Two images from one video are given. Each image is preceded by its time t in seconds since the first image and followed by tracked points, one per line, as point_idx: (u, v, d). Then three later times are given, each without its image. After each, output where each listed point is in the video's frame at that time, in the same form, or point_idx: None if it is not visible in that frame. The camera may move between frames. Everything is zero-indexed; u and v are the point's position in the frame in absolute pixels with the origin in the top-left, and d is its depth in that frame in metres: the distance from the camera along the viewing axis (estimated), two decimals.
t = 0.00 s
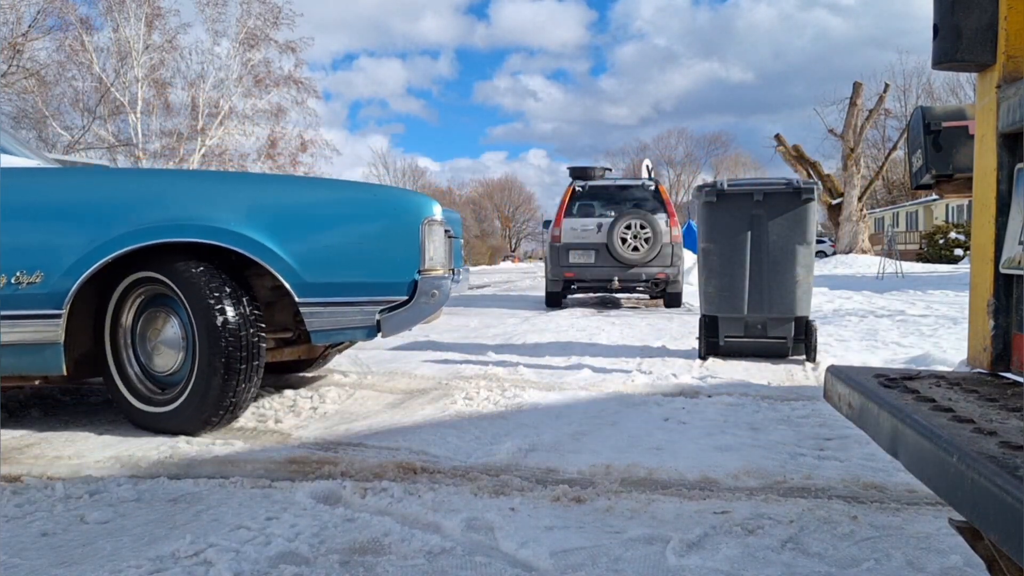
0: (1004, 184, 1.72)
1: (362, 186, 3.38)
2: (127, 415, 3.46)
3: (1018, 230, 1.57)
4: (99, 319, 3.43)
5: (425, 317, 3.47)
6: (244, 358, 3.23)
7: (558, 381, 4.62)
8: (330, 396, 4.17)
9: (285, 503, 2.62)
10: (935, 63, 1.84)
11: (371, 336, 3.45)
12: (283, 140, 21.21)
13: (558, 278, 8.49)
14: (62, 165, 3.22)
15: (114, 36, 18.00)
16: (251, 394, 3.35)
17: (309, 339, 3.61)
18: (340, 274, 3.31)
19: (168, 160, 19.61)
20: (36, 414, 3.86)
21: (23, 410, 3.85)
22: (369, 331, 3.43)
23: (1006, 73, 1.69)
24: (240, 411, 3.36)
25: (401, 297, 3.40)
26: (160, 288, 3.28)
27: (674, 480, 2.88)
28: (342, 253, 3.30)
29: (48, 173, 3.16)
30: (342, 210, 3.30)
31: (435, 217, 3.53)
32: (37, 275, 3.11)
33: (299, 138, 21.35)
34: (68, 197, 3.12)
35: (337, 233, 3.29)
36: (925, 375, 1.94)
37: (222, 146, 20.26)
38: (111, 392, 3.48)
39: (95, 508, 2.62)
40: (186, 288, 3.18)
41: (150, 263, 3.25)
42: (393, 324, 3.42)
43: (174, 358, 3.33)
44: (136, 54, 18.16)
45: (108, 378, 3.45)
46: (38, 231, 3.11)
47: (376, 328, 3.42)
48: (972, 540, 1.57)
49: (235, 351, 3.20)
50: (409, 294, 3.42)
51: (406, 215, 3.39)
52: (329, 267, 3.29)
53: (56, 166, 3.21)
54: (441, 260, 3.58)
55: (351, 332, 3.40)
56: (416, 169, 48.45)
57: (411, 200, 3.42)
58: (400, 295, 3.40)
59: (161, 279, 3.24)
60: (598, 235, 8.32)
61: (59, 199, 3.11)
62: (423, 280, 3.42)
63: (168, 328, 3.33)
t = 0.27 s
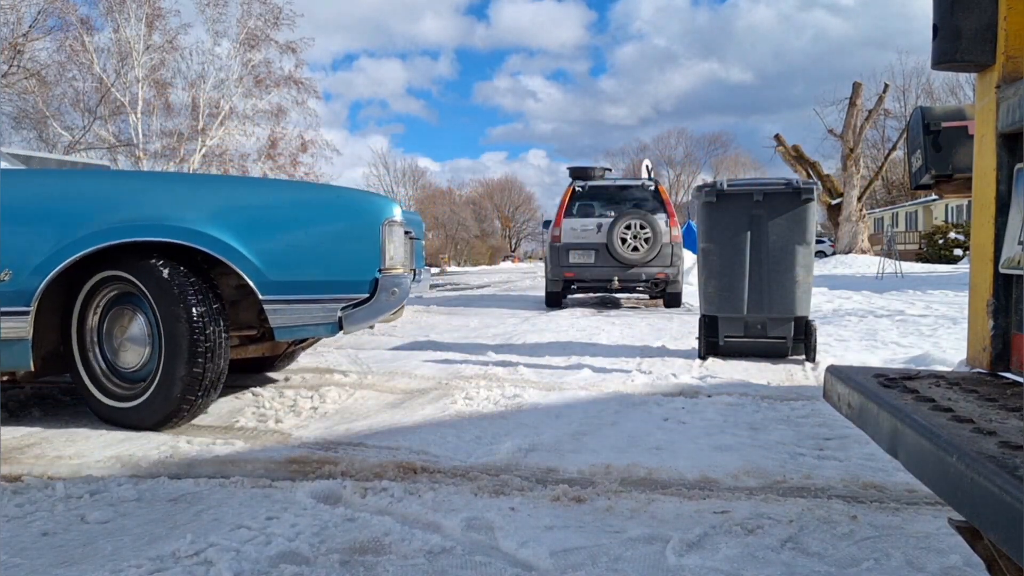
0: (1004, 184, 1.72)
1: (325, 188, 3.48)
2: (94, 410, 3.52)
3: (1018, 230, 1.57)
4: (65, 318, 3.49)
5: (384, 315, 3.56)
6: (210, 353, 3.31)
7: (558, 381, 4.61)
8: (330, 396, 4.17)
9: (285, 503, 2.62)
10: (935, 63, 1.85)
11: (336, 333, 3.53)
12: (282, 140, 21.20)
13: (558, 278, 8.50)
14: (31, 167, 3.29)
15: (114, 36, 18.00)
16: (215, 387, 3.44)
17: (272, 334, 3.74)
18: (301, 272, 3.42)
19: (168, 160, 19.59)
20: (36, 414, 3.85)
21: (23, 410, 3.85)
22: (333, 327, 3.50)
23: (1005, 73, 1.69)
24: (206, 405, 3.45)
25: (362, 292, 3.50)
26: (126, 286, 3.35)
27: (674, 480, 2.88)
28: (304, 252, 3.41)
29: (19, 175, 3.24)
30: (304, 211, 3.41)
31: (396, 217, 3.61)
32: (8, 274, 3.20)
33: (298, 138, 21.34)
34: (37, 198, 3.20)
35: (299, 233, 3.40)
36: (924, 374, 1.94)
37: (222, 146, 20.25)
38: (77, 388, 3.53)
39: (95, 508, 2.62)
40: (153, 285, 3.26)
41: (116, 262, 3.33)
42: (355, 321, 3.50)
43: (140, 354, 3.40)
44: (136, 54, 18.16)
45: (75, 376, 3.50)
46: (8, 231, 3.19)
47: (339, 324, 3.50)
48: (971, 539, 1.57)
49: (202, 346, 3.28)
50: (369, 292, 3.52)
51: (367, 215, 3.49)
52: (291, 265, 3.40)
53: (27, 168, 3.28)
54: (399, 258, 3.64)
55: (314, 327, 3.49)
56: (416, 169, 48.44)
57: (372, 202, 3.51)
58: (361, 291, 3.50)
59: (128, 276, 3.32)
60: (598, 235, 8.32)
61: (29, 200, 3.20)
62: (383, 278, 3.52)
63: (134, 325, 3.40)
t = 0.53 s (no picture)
0: (1004, 184, 1.72)
1: (287, 190, 3.56)
2: (61, 406, 3.61)
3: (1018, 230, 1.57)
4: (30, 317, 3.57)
5: (344, 311, 3.66)
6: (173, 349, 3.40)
7: (558, 381, 4.61)
8: (330, 396, 4.17)
9: (285, 503, 2.62)
10: (935, 63, 1.85)
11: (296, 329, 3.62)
12: (282, 140, 21.20)
13: (558, 278, 8.50)
14: None
15: (114, 36, 18.01)
16: (178, 384, 3.53)
17: (234, 331, 3.82)
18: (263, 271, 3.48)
19: (168, 160, 19.59)
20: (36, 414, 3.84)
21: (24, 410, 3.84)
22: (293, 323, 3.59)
23: (1005, 73, 1.69)
24: (171, 399, 3.54)
25: (323, 291, 3.60)
26: (89, 285, 3.43)
27: (674, 480, 2.88)
28: (266, 252, 3.48)
29: None
30: (266, 211, 3.47)
31: (355, 217, 3.74)
32: None
33: (298, 138, 21.34)
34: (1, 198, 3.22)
35: (260, 233, 3.46)
36: (925, 374, 1.94)
37: (222, 146, 20.25)
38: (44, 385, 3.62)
39: (95, 508, 2.62)
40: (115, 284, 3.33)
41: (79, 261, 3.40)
42: (316, 316, 3.60)
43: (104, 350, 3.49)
44: (136, 54, 18.20)
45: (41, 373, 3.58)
46: None
47: (300, 321, 3.59)
48: (971, 539, 1.57)
49: (165, 343, 3.36)
50: (329, 289, 3.62)
51: (328, 217, 3.59)
52: (253, 265, 3.46)
53: None
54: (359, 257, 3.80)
55: (275, 324, 3.57)
56: (416, 169, 48.45)
57: (332, 202, 3.62)
58: (322, 289, 3.60)
59: (91, 275, 3.39)
60: (598, 235, 8.32)
61: None
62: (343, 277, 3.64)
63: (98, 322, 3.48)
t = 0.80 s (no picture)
0: (1004, 183, 1.73)
1: (253, 190, 3.68)
2: (32, 405, 3.68)
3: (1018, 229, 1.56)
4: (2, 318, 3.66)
5: (313, 309, 3.78)
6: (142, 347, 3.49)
7: (558, 381, 4.62)
8: (330, 396, 4.17)
9: (285, 503, 2.62)
10: (935, 62, 1.86)
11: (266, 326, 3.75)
12: (282, 140, 21.19)
13: (558, 278, 8.50)
14: None
15: (114, 36, 18.02)
16: (148, 383, 3.61)
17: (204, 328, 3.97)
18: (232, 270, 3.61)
19: (168, 160, 19.58)
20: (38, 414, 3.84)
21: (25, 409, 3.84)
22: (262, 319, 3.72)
23: (1005, 73, 1.69)
24: (140, 397, 3.62)
25: (292, 290, 3.72)
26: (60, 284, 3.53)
27: (674, 480, 2.89)
28: (234, 251, 3.60)
29: None
30: (233, 212, 3.60)
31: (323, 218, 3.86)
32: None
33: (298, 138, 21.34)
34: None
35: (228, 233, 3.59)
36: (925, 374, 1.94)
37: (222, 146, 20.25)
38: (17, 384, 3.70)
39: (95, 508, 2.62)
40: (85, 282, 3.42)
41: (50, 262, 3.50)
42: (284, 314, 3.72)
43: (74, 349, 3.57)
44: (136, 54, 18.21)
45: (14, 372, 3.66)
46: None
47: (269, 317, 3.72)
48: (972, 540, 1.57)
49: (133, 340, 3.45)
50: (299, 287, 3.74)
51: (294, 217, 3.71)
52: (221, 264, 3.59)
53: None
54: (328, 257, 3.91)
55: (243, 321, 3.70)
56: (416, 169, 48.45)
57: (299, 203, 3.74)
58: (291, 288, 3.72)
59: (62, 275, 3.49)
60: (598, 235, 8.31)
61: None
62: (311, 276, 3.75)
63: (70, 321, 3.57)
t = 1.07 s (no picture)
0: (1004, 184, 1.73)
1: (225, 191, 3.74)
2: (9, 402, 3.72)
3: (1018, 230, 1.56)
4: None
5: (284, 307, 3.85)
6: (115, 344, 3.50)
7: (558, 381, 4.62)
8: (330, 396, 4.17)
9: (285, 503, 2.62)
10: (935, 62, 1.86)
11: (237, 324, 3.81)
12: (283, 140, 21.20)
13: (558, 278, 8.50)
14: None
15: (114, 37, 18.02)
16: (121, 382, 3.63)
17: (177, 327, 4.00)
18: (204, 269, 3.66)
19: (168, 160, 19.58)
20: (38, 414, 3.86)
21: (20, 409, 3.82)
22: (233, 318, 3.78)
23: (1005, 73, 1.69)
24: (115, 393, 3.64)
25: (264, 288, 3.79)
26: (36, 283, 3.57)
27: (674, 480, 2.89)
28: (207, 251, 3.65)
29: None
30: (206, 212, 3.65)
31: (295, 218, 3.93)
32: None
33: (299, 138, 21.34)
34: None
35: (200, 233, 3.64)
36: (925, 374, 1.94)
37: (222, 146, 20.25)
38: None
39: (95, 508, 2.62)
40: (59, 281, 3.46)
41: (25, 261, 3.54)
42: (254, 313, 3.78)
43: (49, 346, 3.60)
44: (136, 54, 18.21)
45: None
46: None
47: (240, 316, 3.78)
48: (972, 540, 1.57)
49: (105, 337, 3.47)
50: (270, 286, 3.81)
51: (266, 217, 3.77)
52: (195, 264, 3.64)
53: None
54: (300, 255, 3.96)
55: (215, 320, 3.75)
56: (416, 169, 48.45)
57: (271, 204, 3.80)
58: (263, 286, 3.79)
59: (37, 274, 3.53)
60: (598, 235, 8.31)
61: None
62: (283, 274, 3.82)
63: (44, 319, 3.60)
